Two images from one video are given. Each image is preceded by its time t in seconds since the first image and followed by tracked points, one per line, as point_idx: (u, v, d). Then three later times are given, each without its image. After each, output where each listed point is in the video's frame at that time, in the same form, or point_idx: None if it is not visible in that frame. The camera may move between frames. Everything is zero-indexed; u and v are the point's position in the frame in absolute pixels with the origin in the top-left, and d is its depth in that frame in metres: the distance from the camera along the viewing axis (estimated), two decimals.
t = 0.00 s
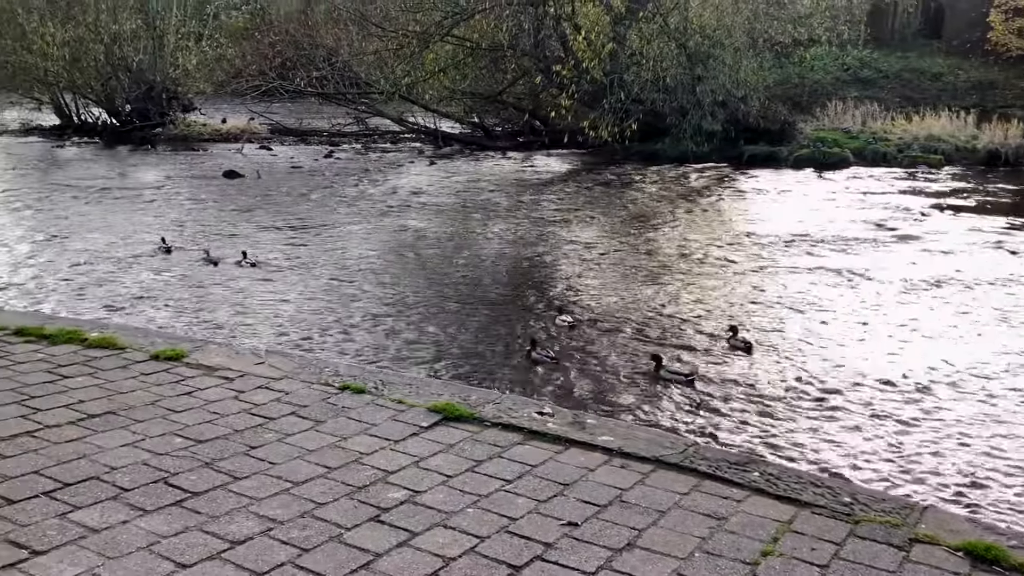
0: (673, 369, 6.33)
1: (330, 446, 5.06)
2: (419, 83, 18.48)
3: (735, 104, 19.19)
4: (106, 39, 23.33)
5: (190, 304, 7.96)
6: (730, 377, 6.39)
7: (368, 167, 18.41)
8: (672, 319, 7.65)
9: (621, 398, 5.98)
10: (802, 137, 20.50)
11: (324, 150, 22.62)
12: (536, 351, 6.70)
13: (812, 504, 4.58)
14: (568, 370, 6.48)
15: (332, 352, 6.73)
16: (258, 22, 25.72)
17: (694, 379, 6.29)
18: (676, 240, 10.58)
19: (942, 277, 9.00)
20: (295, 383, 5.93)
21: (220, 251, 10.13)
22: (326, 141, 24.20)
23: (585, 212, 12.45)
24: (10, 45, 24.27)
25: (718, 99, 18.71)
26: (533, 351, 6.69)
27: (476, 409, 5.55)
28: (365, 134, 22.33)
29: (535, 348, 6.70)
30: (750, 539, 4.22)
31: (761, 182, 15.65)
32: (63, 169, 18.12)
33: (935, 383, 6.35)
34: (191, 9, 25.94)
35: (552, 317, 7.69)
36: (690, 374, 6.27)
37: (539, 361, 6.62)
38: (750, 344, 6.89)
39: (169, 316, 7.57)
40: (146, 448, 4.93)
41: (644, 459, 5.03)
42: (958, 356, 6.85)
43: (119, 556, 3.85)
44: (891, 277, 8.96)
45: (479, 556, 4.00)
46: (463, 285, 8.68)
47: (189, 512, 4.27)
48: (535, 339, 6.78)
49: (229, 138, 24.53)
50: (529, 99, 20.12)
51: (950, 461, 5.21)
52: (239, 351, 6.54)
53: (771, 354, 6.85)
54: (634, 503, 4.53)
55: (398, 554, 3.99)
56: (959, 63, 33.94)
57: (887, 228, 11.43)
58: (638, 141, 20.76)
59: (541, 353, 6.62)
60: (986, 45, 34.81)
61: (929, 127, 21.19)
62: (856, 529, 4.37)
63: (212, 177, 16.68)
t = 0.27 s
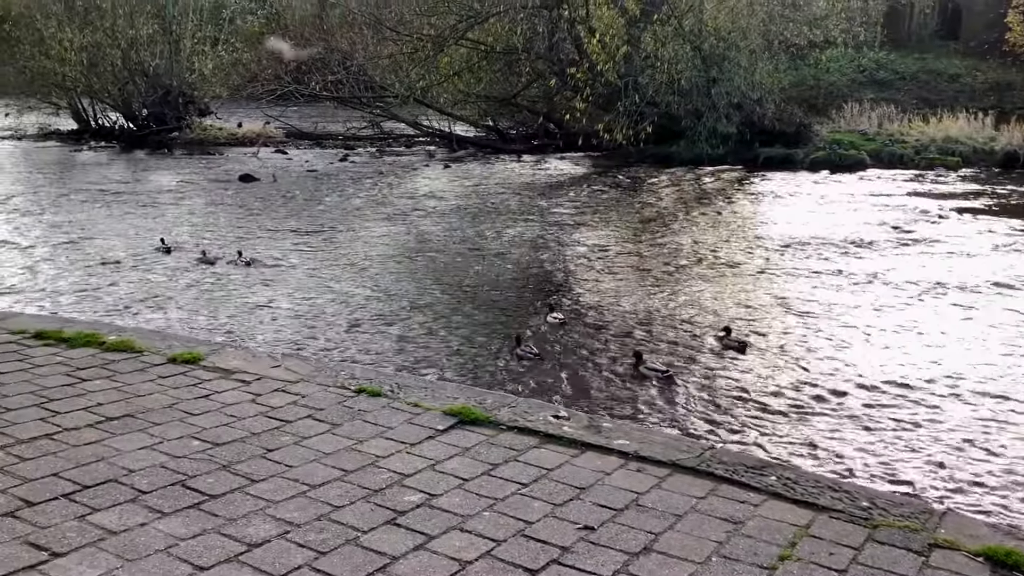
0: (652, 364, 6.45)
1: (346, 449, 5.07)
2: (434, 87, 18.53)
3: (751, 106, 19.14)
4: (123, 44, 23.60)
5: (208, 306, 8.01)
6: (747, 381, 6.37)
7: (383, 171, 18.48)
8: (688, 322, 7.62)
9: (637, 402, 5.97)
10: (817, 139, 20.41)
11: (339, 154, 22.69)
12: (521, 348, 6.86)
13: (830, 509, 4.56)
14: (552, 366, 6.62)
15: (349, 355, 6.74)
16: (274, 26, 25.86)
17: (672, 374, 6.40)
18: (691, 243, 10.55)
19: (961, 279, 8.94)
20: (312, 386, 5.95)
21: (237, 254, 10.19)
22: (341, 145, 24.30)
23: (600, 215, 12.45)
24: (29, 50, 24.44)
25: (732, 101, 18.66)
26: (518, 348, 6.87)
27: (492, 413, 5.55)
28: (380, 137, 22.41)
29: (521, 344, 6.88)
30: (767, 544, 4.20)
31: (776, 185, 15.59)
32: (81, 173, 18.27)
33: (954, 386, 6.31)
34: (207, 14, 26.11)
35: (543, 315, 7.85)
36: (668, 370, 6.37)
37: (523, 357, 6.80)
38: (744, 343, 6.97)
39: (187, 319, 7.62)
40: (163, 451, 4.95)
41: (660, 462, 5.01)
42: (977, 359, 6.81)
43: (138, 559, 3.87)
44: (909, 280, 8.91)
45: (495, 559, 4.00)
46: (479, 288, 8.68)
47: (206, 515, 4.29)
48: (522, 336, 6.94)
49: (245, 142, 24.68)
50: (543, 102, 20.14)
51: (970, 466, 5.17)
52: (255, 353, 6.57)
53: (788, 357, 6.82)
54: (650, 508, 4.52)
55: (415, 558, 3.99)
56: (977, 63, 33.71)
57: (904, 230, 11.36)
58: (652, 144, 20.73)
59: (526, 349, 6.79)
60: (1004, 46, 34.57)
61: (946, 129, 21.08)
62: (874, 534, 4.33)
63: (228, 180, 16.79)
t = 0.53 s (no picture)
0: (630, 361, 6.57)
1: (359, 452, 5.08)
2: (446, 91, 18.58)
3: (764, 109, 19.09)
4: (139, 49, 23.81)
5: (223, 310, 8.05)
6: (760, 385, 6.35)
7: (396, 174, 18.54)
8: (702, 326, 7.60)
9: (649, 406, 5.96)
10: (832, 142, 20.33)
11: (353, 157, 22.77)
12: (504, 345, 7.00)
13: (845, 513, 4.53)
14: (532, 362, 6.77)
15: (363, 358, 6.76)
16: (287, 31, 26.00)
17: (650, 371, 6.52)
18: (705, 247, 10.53)
19: (977, 283, 8.88)
20: (325, 389, 5.96)
21: (252, 258, 10.24)
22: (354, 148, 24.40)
23: (613, 218, 12.45)
24: (45, 55, 24.62)
25: (746, 104, 18.62)
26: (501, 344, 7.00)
27: (505, 417, 5.56)
28: (393, 141, 22.50)
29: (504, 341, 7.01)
30: (782, 549, 4.18)
31: (790, 187, 15.54)
32: (97, 177, 18.41)
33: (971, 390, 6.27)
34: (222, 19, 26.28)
35: (534, 314, 7.99)
36: (646, 366, 6.50)
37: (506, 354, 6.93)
38: (734, 343, 7.03)
39: (202, 322, 7.66)
40: (178, 454, 4.98)
41: (674, 467, 5.00)
42: (994, 363, 6.77)
43: (153, 561, 3.89)
44: (925, 283, 8.86)
45: (508, 563, 4.00)
46: (492, 292, 8.69)
47: (221, 518, 4.31)
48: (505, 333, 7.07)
49: (259, 145, 24.82)
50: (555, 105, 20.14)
51: (986, 471, 5.13)
52: (270, 357, 6.60)
53: (801, 361, 6.80)
54: (664, 512, 4.51)
55: (428, 561, 3.99)
56: (994, 64, 33.48)
57: (920, 233, 11.29)
58: (665, 146, 20.70)
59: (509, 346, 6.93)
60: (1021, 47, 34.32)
61: (962, 131, 20.96)
62: (890, 539, 4.31)
63: (242, 184, 16.89)
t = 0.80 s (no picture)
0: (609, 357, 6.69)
1: (372, 454, 5.09)
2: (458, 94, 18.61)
3: (778, 111, 19.04)
4: (153, 52, 23.96)
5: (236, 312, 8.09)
6: (772, 388, 6.33)
7: (408, 177, 18.58)
8: (714, 329, 7.58)
9: (661, 409, 5.95)
10: (845, 144, 20.25)
11: (365, 160, 22.85)
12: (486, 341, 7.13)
13: (859, 517, 4.51)
14: (517, 358, 6.91)
15: (376, 361, 6.78)
16: (301, 34, 26.12)
17: (628, 367, 6.66)
18: (717, 249, 10.51)
19: (993, 286, 8.83)
20: (338, 392, 5.98)
21: (265, 260, 10.29)
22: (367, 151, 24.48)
23: (625, 220, 12.44)
24: (60, 59, 24.77)
25: (759, 106, 18.57)
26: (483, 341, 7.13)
27: (517, 419, 5.56)
28: (406, 144, 22.56)
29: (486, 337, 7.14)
30: (795, 553, 4.16)
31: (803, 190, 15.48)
32: (111, 180, 18.52)
33: (986, 394, 6.22)
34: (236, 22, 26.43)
35: (522, 312, 8.14)
36: (623, 363, 6.64)
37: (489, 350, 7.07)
38: (723, 344, 7.06)
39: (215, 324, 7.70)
40: (192, 455, 5.00)
41: (686, 470, 4.98)
42: (1010, 367, 6.72)
43: (167, 562, 3.91)
44: (941, 287, 8.80)
45: (520, 565, 3.99)
46: (505, 294, 8.69)
47: (234, 519, 4.32)
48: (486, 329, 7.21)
49: (273, 148, 24.94)
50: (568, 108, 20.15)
51: (1002, 476, 5.09)
52: (283, 359, 6.63)
53: (814, 364, 6.77)
54: (677, 515, 4.49)
55: (441, 564, 3.99)
56: (1009, 66, 33.27)
57: (934, 236, 11.24)
58: (678, 149, 20.67)
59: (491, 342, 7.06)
60: None
61: (977, 133, 20.84)
62: (905, 543, 4.28)
63: (255, 187, 16.98)
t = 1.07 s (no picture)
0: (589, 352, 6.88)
1: (384, 455, 5.11)
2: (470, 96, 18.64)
3: (791, 113, 18.99)
4: (168, 55, 24.09)
5: (251, 314, 8.12)
6: (785, 390, 6.30)
7: (421, 179, 18.61)
8: (726, 331, 7.56)
9: (673, 411, 5.94)
10: (859, 146, 20.16)
11: (378, 162, 22.93)
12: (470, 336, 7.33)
13: (873, 521, 4.48)
14: (504, 351, 7.06)
15: (390, 362, 6.80)
16: (314, 36, 26.21)
17: (606, 361, 6.84)
18: (730, 251, 10.49)
19: (1009, 288, 8.76)
20: (351, 393, 6.00)
21: (279, 262, 10.33)
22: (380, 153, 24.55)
23: (638, 222, 12.43)
24: (75, 61, 24.92)
25: (772, 108, 18.52)
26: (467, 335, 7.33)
27: (529, 421, 5.56)
28: (419, 146, 22.61)
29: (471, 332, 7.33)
30: (808, 557, 4.14)
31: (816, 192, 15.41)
32: (126, 182, 18.62)
33: (1001, 398, 6.19)
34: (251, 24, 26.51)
35: (509, 308, 8.32)
36: (603, 358, 6.81)
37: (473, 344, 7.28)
38: (706, 342, 7.16)
39: (229, 326, 7.72)
40: (205, 456, 5.02)
41: (699, 473, 4.97)
42: None
43: (180, 563, 3.93)
44: (956, 289, 8.75)
45: (532, 568, 3.98)
46: (517, 296, 8.71)
47: (247, 520, 4.34)
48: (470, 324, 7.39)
49: (286, 150, 25.06)
50: (580, 109, 20.15)
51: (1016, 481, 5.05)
52: (295, 360, 6.65)
53: (828, 367, 6.74)
54: (690, 519, 4.48)
55: (453, 566, 3.99)
56: None
57: (949, 238, 11.18)
58: (691, 151, 20.63)
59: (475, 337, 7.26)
60: None
61: (992, 134, 20.70)
62: (919, 547, 4.25)
63: (269, 188, 17.04)
